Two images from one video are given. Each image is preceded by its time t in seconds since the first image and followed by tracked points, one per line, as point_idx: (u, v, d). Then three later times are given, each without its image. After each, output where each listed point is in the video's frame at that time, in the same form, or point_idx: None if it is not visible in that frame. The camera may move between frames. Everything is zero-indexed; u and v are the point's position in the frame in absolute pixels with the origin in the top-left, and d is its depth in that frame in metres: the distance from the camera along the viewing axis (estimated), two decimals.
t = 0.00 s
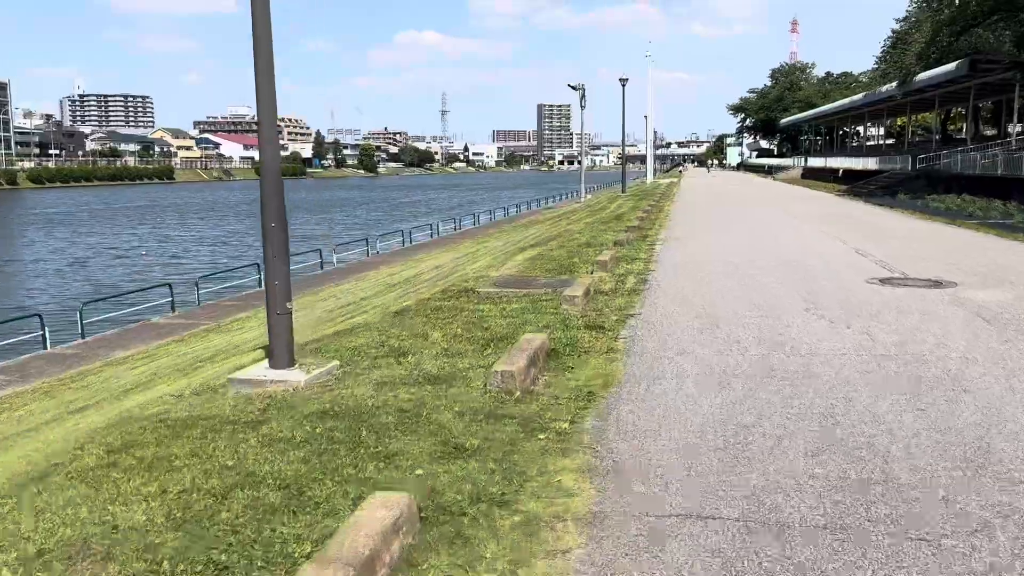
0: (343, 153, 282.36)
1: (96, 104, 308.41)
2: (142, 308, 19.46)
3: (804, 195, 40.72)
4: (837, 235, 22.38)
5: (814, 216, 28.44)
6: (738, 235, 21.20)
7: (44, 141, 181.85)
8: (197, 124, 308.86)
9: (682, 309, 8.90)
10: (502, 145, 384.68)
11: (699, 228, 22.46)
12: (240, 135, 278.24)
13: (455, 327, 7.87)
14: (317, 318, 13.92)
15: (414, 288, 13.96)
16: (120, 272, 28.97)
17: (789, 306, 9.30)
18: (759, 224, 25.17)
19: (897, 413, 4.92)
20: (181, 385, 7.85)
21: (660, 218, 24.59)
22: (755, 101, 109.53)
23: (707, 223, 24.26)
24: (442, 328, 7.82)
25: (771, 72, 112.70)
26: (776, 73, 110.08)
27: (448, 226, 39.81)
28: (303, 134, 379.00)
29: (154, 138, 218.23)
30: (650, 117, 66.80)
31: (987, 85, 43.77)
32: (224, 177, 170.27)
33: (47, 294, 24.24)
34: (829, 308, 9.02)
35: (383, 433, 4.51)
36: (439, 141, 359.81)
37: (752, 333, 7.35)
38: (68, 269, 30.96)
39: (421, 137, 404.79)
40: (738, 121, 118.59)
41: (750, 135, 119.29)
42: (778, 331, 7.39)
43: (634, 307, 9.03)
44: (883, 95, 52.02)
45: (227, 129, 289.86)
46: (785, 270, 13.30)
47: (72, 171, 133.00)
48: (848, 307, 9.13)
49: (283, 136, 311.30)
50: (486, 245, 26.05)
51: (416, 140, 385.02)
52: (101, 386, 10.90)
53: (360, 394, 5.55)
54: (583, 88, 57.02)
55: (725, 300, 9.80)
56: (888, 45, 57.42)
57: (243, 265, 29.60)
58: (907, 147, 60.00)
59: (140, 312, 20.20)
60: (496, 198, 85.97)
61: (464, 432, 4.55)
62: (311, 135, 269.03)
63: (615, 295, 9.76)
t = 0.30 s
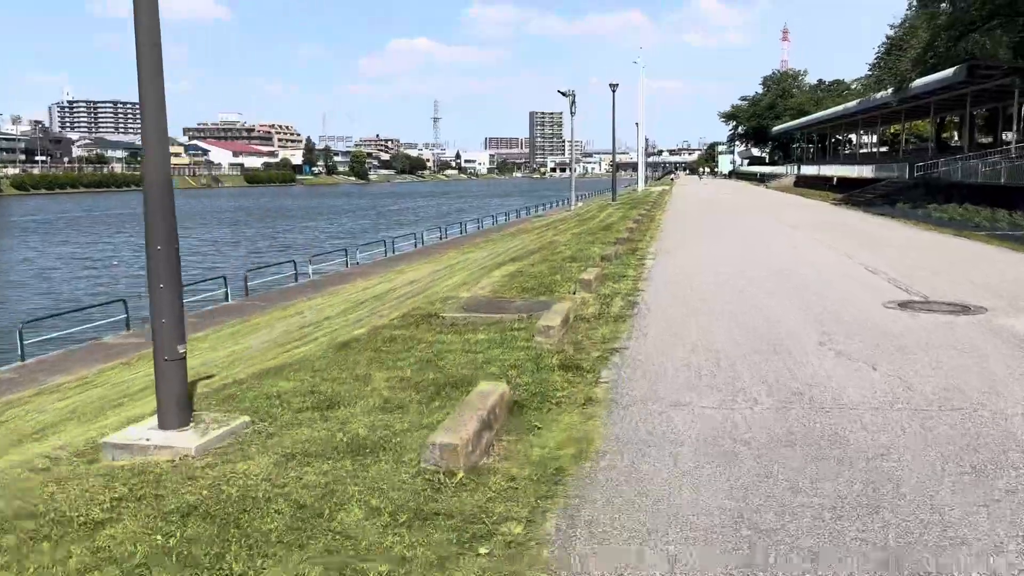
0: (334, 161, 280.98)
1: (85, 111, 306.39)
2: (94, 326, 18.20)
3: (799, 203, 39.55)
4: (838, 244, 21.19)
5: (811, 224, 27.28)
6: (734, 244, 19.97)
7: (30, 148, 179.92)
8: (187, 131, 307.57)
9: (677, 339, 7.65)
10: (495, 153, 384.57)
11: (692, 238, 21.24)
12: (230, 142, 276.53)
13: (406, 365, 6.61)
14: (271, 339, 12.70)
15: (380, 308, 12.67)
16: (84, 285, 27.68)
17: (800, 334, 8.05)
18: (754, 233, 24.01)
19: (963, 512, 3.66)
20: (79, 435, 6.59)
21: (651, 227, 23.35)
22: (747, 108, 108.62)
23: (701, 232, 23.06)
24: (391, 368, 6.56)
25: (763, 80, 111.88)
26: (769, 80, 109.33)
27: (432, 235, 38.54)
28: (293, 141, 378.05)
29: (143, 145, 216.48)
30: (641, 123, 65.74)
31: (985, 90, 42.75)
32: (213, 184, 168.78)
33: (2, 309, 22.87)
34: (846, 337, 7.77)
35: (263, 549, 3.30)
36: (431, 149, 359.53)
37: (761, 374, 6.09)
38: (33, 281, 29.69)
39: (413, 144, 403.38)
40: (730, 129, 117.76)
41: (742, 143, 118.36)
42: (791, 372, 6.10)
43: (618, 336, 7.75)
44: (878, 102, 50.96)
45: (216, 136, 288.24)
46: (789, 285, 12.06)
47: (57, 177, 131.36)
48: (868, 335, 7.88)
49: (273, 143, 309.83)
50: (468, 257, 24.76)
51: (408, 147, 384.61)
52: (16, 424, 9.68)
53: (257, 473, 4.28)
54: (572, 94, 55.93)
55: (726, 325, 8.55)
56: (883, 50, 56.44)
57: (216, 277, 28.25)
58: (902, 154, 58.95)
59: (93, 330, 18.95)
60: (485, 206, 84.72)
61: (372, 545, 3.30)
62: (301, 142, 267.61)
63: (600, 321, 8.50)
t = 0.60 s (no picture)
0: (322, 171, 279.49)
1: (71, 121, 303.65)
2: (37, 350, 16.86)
3: (792, 215, 38.46)
4: (835, 258, 20.04)
5: (804, 237, 26.16)
6: (725, 258, 18.76)
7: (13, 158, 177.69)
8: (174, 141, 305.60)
9: (668, 381, 6.36)
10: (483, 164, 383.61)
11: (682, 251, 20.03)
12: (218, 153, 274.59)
13: (331, 425, 5.31)
14: (214, 370, 11.42)
15: (336, 334, 11.33)
16: (42, 302, 26.29)
17: (815, 370, 6.78)
18: (745, 245, 22.82)
19: None
20: None
21: (639, 242, 22.13)
22: (737, 119, 107.83)
23: (688, 246, 21.90)
24: (311, 428, 5.25)
25: (752, 90, 111.24)
26: (758, 91, 108.76)
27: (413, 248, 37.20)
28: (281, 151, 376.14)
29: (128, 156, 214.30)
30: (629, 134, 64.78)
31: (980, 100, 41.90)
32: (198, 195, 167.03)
33: None
34: (870, 380, 6.47)
35: None
36: (420, 159, 358.40)
37: (779, 443, 4.81)
38: None
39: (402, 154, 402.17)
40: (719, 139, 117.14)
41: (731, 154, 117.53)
42: (815, 440, 4.79)
43: (597, 380, 6.45)
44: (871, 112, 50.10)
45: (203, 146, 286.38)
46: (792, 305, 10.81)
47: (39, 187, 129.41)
48: (896, 374, 6.61)
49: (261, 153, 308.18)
50: (447, 272, 23.44)
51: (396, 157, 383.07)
52: None
53: None
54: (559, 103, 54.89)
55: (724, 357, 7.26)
56: (875, 60, 55.67)
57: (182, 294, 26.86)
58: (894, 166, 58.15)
59: (37, 355, 17.60)
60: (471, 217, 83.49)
61: None
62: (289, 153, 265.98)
63: (579, 358, 7.19)
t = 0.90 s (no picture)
0: (312, 184, 278.12)
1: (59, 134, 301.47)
2: None
3: (787, 229, 37.31)
4: (836, 274, 18.82)
5: (801, 252, 24.97)
6: (721, 276, 17.49)
7: None
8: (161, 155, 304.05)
9: (664, 445, 5.08)
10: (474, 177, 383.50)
11: (675, 268, 18.77)
12: (206, 166, 272.81)
13: (221, 525, 4.02)
14: (149, 410, 10.13)
15: (286, 370, 9.99)
16: None
17: (847, 424, 5.48)
18: (741, 261, 21.56)
19: None
20: None
21: (629, 260, 20.86)
22: (727, 132, 107.08)
23: (682, 262, 20.66)
24: (196, 532, 3.97)
25: (742, 103, 110.60)
26: (748, 104, 108.24)
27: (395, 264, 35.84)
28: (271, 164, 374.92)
29: (115, 169, 212.34)
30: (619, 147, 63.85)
31: (977, 112, 41.01)
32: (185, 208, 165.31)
33: None
34: (919, 438, 5.16)
35: None
36: (410, 172, 357.74)
37: (815, 559, 3.53)
38: None
39: (392, 167, 400.85)
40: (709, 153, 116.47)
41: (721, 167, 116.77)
42: (872, 561, 3.51)
43: (577, 443, 5.15)
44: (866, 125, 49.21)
45: (191, 159, 284.73)
46: (801, 329, 9.52)
47: (21, 200, 127.55)
48: (944, 428, 5.33)
49: (250, 166, 306.66)
50: (426, 292, 22.09)
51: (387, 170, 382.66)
52: None
53: None
54: (547, 116, 53.81)
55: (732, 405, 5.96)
56: (868, 73, 54.95)
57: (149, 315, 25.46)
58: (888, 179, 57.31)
59: None
60: (460, 231, 82.32)
61: None
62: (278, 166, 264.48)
63: (555, 412, 5.89)
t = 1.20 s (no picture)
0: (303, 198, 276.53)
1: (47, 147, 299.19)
2: None
3: (784, 243, 36.14)
4: (842, 293, 17.59)
5: (802, 268, 23.75)
6: (721, 296, 16.23)
7: None
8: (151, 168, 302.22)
9: (671, 550, 3.79)
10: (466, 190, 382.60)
11: (672, 287, 17.51)
12: (195, 179, 270.96)
13: None
14: (67, 458, 8.78)
15: (227, 413, 8.61)
16: None
17: (907, 513, 4.21)
18: (740, 279, 20.32)
19: None
20: None
21: (623, 278, 19.54)
22: (719, 145, 106.05)
23: (678, 281, 19.41)
24: None
25: (734, 116, 109.70)
26: (741, 117, 107.50)
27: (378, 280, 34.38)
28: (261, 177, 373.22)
29: (102, 182, 210.30)
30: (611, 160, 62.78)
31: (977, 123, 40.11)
32: (172, 221, 163.47)
33: None
34: (1009, 537, 3.89)
35: None
36: (402, 185, 356.66)
37: None
38: None
39: (384, 181, 399.71)
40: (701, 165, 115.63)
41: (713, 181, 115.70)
42: None
43: (555, 546, 3.85)
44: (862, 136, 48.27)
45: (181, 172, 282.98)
46: (821, 364, 8.25)
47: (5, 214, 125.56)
48: None
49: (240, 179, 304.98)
50: (405, 312, 20.67)
51: (378, 183, 381.48)
52: None
53: None
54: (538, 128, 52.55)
55: (755, 481, 4.69)
56: (864, 84, 54.11)
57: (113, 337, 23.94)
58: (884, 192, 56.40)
59: None
60: (450, 245, 81.06)
61: None
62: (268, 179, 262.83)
63: (530, 488, 4.60)
